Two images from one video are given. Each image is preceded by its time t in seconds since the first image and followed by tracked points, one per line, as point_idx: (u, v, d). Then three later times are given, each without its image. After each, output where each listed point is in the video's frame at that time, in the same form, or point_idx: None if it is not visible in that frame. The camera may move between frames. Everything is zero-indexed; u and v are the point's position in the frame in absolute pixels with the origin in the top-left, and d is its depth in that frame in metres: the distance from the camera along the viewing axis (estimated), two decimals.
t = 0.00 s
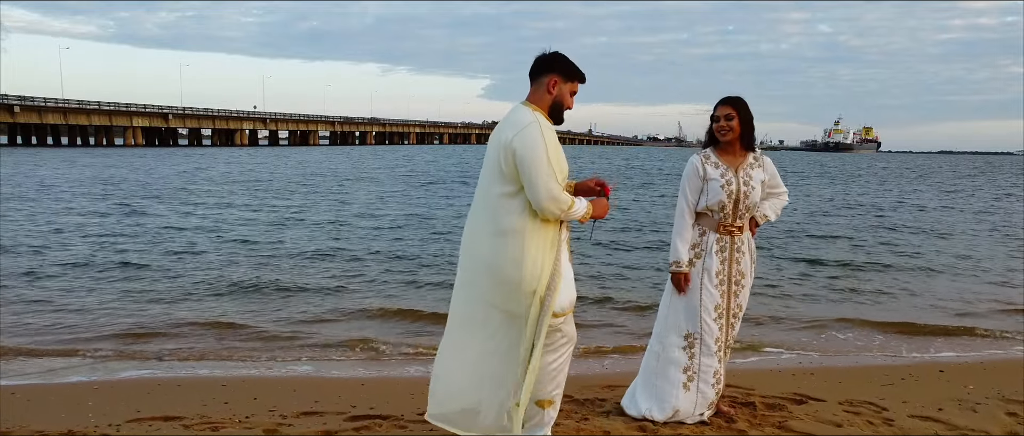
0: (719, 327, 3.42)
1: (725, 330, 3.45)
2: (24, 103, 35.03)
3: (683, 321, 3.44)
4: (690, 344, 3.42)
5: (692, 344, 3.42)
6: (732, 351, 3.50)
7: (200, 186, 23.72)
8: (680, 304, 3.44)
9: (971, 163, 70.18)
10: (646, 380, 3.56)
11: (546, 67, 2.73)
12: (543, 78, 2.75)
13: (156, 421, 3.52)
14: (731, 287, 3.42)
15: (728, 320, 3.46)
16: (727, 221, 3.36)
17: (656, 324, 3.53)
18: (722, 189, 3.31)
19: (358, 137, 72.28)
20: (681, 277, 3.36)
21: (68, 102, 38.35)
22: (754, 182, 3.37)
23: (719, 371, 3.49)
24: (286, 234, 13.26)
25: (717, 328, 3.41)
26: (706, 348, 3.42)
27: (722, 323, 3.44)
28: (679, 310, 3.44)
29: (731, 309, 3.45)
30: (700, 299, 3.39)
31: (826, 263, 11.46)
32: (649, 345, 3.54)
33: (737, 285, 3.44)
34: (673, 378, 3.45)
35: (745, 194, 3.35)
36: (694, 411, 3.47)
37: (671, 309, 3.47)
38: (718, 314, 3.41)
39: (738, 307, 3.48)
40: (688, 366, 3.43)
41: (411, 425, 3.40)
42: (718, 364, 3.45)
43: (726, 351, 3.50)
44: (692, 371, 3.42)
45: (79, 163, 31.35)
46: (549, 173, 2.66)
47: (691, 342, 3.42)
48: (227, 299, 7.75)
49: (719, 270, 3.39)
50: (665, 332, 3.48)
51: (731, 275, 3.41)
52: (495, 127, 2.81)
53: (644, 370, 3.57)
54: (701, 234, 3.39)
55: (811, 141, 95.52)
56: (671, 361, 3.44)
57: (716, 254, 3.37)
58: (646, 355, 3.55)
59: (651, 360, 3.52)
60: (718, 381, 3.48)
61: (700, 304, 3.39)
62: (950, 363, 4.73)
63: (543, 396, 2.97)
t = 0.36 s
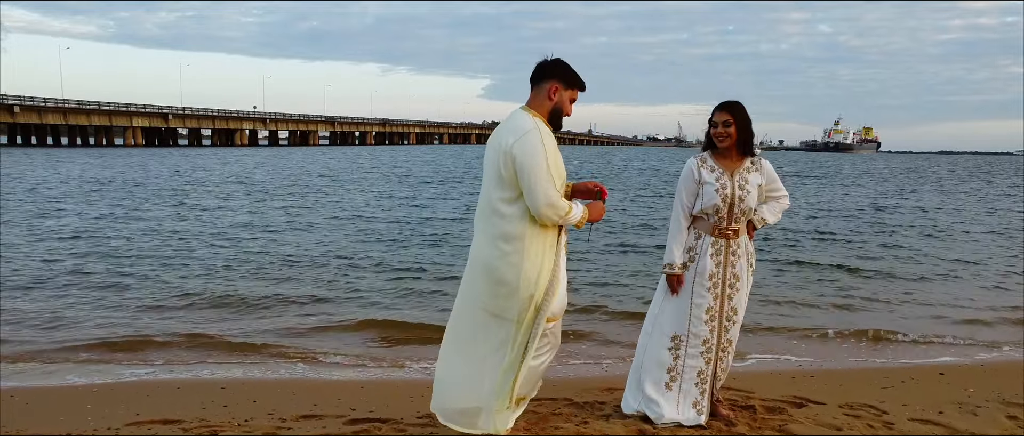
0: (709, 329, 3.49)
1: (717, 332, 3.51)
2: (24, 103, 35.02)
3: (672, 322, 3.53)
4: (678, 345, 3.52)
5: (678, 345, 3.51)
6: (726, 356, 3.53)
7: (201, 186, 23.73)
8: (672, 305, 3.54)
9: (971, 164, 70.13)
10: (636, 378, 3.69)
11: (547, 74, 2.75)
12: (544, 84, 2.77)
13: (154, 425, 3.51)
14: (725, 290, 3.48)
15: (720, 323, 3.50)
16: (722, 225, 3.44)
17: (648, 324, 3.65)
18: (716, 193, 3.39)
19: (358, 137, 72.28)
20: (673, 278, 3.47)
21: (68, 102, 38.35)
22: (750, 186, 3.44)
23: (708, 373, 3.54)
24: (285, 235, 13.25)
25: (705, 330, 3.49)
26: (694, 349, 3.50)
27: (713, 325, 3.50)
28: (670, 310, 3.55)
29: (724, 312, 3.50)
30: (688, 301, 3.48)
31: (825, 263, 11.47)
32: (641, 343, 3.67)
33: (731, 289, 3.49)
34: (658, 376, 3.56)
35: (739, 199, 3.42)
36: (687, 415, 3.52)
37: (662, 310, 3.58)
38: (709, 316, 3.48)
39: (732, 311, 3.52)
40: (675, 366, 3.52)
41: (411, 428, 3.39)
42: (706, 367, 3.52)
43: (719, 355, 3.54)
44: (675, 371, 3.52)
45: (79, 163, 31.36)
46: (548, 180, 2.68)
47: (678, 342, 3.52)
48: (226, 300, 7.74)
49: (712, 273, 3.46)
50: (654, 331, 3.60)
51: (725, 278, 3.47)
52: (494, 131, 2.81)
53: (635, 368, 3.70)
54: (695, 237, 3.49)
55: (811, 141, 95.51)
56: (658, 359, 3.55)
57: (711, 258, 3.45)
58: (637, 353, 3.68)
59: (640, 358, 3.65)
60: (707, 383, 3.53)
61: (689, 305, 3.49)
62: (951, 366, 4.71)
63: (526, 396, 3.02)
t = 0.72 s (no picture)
0: (702, 329, 3.50)
1: (710, 333, 3.52)
2: (24, 103, 35.05)
3: (667, 326, 3.59)
4: (676, 347, 3.56)
5: (674, 347, 3.56)
6: (723, 356, 3.52)
7: (201, 186, 23.74)
8: (665, 308, 3.61)
9: (970, 165, 70.19)
10: (641, 382, 3.75)
11: (558, 80, 2.79)
12: (555, 91, 2.81)
13: (153, 425, 3.50)
14: (715, 290, 3.50)
15: (713, 324, 3.51)
16: (707, 225, 3.49)
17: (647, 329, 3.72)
18: (700, 194, 3.45)
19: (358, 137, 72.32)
20: (668, 278, 3.51)
21: (68, 102, 38.37)
22: (736, 188, 3.46)
23: (707, 374, 3.54)
24: (285, 235, 13.26)
25: (698, 331, 3.51)
26: (689, 351, 3.52)
27: (705, 326, 3.52)
28: (664, 315, 3.61)
29: (715, 313, 3.51)
30: (681, 303, 3.53)
31: (824, 264, 11.48)
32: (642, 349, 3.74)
33: (723, 288, 3.49)
34: (661, 379, 3.62)
35: (724, 200, 3.45)
36: (687, 416, 3.52)
37: (658, 315, 3.65)
38: (701, 317, 3.51)
39: (724, 311, 3.52)
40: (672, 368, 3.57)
41: (410, 429, 3.40)
42: (704, 368, 3.52)
43: (715, 356, 3.54)
44: (674, 373, 3.56)
45: (79, 163, 31.38)
46: (560, 189, 2.70)
47: (675, 345, 3.56)
48: (226, 299, 7.74)
49: (701, 274, 3.50)
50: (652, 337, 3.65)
51: (714, 278, 3.50)
52: (504, 135, 2.80)
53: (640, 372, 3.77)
54: (683, 237, 3.56)
55: (810, 141, 95.58)
56: (657, 362, 3.62)
57: (698, 258, 3.50)
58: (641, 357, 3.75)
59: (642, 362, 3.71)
60: (705, 385, 3.52)
61: (682, 308, 3.53)
62: (950, 367, 4.71)
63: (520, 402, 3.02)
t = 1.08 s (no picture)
0: (681, 325, 3.76)
1: (688, 328, 3.75)
2: (24, 103, 35.03)
3: (650, 320, 3.87)
4: (654, 339, 3.84)
5: (654, 340, 3.83)
6: (701, 352, 3.72)
7: (200, 186, 23.76)
8: (650, 303, 3.90)
9: (970, 165, 70.16)
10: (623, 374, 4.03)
11: (571, 91, 2.89)
12: (571, 104, 2.91)
13: (152, 425, 3.51)
14: (695, 288, 3.72)
15: (692, 320, 3.74)
16: (691, 224, 3.73)
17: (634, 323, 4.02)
18: (682, 193, 3.72)
19: (358, 138, 72.29)
20: (655, 273, 3.79)
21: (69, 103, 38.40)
22: (717, 187, 3.66)
23: (684, 369, 3.77)
24: (285, 235, 13.27)
25: (677, 326, 3.76)
26: (667, 344, 3.79)
27: (684, 322, 3.76)
28: (648, 309, 3.89)
29: (695, 309, 3.73)
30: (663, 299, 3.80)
31: (824, 264, 11.47)
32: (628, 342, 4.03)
33: (704, 287, 3.71)
34: (640, 370, 3.90)
35: (705, 199, 3.67)
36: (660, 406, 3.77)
37: (643, 310, 3.93)
38: (679, 313, 3.76)
39: (703, 309, 3.72)
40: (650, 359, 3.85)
41: (409, 429, 3.41)
42: (681, 362, 3.76)
43: (693, 352, 3.76)
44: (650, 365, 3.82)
45: (79, 163, 31.40)
46: (585, 201, 2.80)
47: (655, 338, 3.83)
48: (226, 300, 7.74)
49: (682, 271, 3.74)
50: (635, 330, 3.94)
51: (695, 276, 3.72)
52: (526, 143, 2.82)
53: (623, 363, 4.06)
54: (671, 235, 3.83)
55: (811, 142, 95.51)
56: (636, 354, 3.91)
57: (681, 256, 3.74)
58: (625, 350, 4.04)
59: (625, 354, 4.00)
60: (680, 378, 3.76)
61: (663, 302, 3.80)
62: (949, 367, 4.71)
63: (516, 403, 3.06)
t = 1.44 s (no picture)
0: (676, 323, 3.81)
1: (681, 326, 3.79)
2: (24, 103, 35.03)
3: (648, 319, 3.93)
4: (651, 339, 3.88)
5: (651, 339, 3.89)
6: (693, 350, 3.73)
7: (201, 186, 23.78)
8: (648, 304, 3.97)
9: (970, 166, 70.20)
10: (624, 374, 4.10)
11: (596, 113, 2.97)
12: (596, 127, 2.97)
13: (153, 424, 3.52)
14: (688, 287, 3.77)
15: (687, 319, 3.77)
16: (685, 222, 3.81)
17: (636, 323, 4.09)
18: (676, 193, 3.83)
19: (358, 138, 72.32)
20: (650, 251, 3.86)
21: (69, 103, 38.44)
22: (709, 186, 3.73)
23: (680, 367, 3.80)
24: (285, 235, 13.29)
25: (672, 325, 3.81)
26: (661, 341, 3.84)
27: (677, 320, 3.81)
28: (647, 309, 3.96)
29: (688, 308, 3.77)
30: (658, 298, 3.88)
31: (824, 264, 11.48)
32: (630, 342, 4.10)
33: (698, 286, 3.74)
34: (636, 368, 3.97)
35: (696, 197, 3.75)
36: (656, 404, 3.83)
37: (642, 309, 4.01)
38: (673, 311, 3.82)
39: (695, 307, 3.75)
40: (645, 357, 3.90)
41: (408, 428, 3.42)
42: (676, 360, 3.80)
43: (685, 350, 3.78)
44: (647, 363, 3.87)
45: (79, 163, 31.43)
46: (614, 213, 2.86)
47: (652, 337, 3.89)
48: (227, 299, 7.75)
49: (678, 270, 3.81)
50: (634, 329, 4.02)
51: (689, 275, 3.78)
52: (557, 159, 2.89)
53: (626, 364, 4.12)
54: (670, 234, 3.92)
55: (811, 142, 95.54)
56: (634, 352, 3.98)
57: (676, 255, 3.82)
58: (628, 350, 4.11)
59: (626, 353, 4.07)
60: (675, 376, 3.81)
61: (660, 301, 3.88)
62: (948, 366, 4.72)
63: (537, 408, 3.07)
